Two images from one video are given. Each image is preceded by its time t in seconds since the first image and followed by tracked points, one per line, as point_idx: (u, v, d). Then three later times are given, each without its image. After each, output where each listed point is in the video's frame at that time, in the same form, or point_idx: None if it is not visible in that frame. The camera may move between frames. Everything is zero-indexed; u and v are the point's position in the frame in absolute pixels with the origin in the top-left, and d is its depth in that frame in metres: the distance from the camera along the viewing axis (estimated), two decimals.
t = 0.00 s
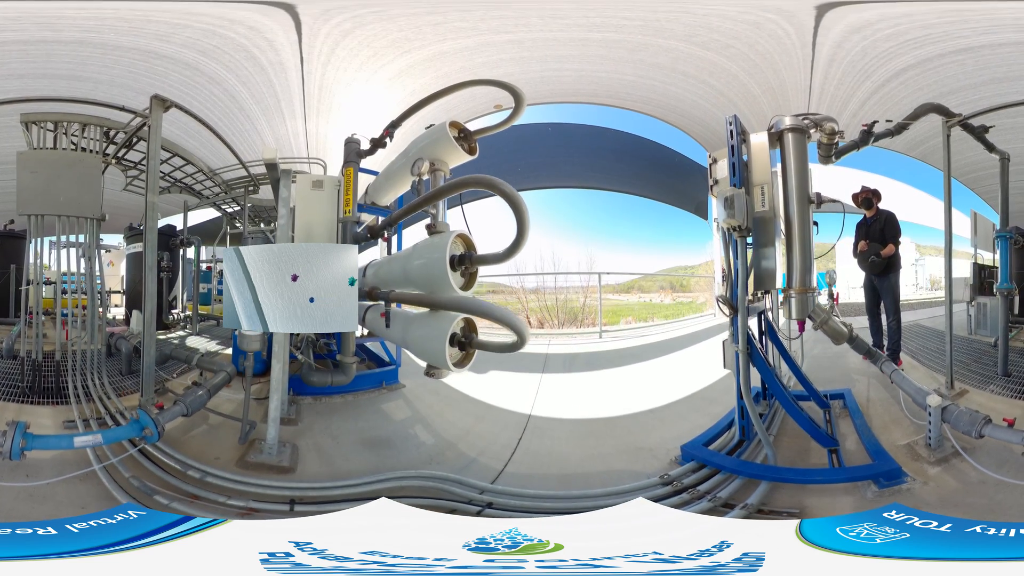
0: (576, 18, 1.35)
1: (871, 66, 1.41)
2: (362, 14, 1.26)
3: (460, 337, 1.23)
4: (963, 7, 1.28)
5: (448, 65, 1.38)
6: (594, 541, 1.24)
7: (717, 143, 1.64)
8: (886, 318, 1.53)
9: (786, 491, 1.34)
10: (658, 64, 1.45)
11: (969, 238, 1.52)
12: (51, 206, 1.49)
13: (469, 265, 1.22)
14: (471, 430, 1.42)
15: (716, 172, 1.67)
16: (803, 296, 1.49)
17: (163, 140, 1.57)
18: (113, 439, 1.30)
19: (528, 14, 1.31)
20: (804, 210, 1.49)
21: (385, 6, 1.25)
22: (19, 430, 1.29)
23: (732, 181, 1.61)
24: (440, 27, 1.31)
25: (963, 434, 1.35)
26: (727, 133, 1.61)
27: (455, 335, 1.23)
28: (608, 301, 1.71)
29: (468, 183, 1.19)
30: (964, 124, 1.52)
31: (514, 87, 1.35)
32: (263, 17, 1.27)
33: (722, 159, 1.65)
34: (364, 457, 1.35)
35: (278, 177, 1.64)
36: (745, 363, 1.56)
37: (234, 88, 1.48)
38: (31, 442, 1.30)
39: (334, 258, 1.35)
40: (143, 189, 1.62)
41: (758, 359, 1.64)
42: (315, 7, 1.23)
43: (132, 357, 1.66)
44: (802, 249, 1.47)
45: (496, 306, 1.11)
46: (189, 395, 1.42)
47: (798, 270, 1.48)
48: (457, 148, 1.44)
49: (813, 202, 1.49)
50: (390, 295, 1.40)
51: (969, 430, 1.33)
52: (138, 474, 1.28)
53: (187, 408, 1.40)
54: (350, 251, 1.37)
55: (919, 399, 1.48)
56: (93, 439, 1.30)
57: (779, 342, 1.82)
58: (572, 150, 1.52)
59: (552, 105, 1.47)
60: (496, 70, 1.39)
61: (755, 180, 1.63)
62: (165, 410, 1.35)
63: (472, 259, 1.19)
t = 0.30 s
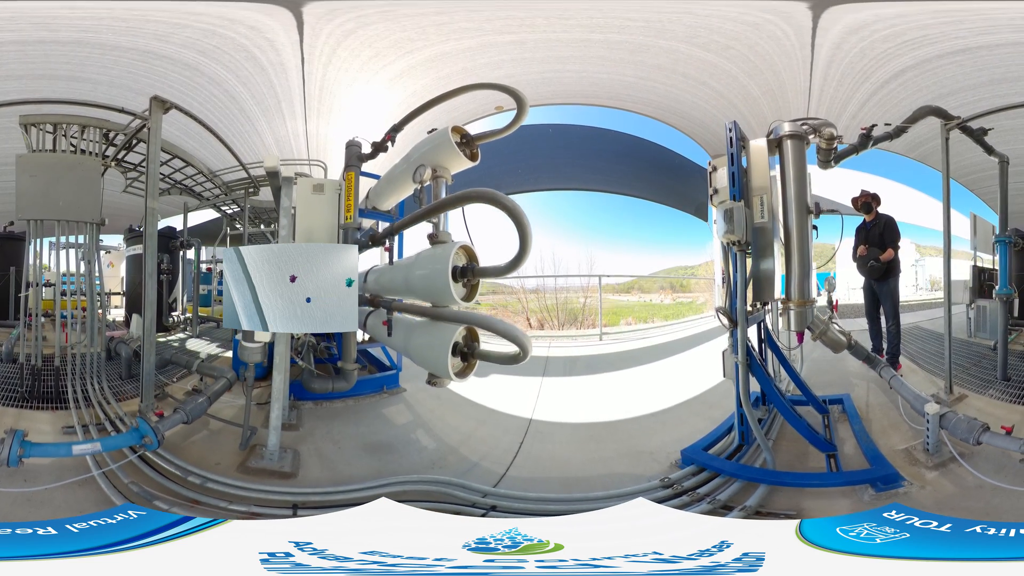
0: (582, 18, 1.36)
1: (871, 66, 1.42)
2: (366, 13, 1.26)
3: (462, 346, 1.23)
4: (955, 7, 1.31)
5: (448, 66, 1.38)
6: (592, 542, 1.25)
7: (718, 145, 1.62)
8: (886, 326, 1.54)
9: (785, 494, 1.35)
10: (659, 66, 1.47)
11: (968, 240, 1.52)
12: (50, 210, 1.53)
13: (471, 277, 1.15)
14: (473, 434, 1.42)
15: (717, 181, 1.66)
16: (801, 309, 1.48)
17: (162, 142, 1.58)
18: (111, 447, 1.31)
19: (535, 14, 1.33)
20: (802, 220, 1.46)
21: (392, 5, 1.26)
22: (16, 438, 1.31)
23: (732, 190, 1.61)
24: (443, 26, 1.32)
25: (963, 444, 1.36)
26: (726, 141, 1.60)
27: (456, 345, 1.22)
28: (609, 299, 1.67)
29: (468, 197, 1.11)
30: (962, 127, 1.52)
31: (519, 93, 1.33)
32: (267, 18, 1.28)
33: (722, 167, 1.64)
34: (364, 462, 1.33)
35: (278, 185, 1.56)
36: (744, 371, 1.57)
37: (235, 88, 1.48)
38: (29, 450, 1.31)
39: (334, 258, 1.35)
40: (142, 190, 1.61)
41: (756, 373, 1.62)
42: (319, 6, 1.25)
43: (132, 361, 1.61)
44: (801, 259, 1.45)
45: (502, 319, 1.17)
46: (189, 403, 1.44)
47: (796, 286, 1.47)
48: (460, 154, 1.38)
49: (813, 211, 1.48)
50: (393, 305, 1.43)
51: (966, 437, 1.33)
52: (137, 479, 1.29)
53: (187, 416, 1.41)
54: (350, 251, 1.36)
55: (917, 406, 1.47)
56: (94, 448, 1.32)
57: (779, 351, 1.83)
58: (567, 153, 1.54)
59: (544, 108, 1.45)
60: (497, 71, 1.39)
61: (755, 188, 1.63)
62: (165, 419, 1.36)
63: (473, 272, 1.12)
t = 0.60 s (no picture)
0: (584, 19, 1.33)
1: (871, 67, 1.40)
2: (368, 13, 1.23)
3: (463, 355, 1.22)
4: (954, 7, 1.26)
5: (449, 67, 1.38)
6: (592, 543, 1.24)
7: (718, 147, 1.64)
8: (886, 329, 1.61)
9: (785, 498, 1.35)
10: (657, 67, 1.44)
11: (967, 240, 1.53)
12: (51, 214, 1.51)
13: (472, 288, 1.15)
14: (473, 438, 1.45)
15: (716, 189, 1.67)
16: (801, 322, 1.50)
17: (162, 143, 1.57)
18: (109, 453, 1.29)
19: (539, 14, 1.30)
20: (801, 228, 1.51)
21: (394, 6, 1.23)
22: (15, 444, 1.29)
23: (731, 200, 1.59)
24: (445, 28, 1.30)
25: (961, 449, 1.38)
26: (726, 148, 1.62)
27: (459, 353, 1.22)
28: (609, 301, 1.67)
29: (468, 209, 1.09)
30: (962, 129, 1.54)
31: (520, 95, 1.32)
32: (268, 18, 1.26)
33: (722, 174, 1.65)
34: (365, 465, 1.34)
35: (280, 193, 1.59)
36: (744, 380, 1.53)
37: (235, 89, 1.49)
38: (27, 456, 1.29)
39: (334, 258, 1.35)
40: (142, 193, 1.60)
41: (757, 383, 1.61)
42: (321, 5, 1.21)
43: (131, 365, 1.63)
44: (800, 269, 1.49)
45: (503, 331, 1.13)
46: (189, 408, 1.40)
47: (795, 293, 1.50)
48: (460, 160, 1.37)
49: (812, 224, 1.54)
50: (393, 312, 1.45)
51: (966, 443, 1.33)
52: (136, 483, 1.29)
53: (186, 422, 1.38)
54: (350, 251, 1.36)
55: (917, 411, 1.48)
56: (93, 455, 1.29)
57: (779, 358, 1.77)
58: (569, 158, 1.56)
59: (551, 109, 1.46)
60: (498, 72, 1.39)
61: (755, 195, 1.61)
62: (164, 425, 1.32)
63: (476, 283, 1.12)
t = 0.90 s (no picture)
0: (586, 18, 1.40)
1: (870, 69, 1.44)
2: (368, 13, 1.31)
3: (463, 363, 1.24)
4: (954, 9, 1.31)
5: (445, 68, 1.43)
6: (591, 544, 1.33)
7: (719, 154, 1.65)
8: (885, 334, 1.53)
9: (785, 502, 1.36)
10: (659, 67, 1.50)
11: (967, 240, 1.53)
12: (49, 218, 1.52)
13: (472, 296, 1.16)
14: (473, 442, 1.39)
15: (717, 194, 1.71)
16: (801, 330, 1.52)
17: (162, 145, 1.56)
18: (110, 457, 1.32)
19: (540, 14, 1.37)
20: (801, 236, 1.50)
21: (392, 6, 1.30)
22: (14, 449, 1.34)
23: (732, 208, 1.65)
24: (444, 28, 1.37)
25: (960, 451, 1.37)
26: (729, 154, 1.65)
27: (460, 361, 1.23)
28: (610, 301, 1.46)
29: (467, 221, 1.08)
30: (962, 132, 1.53)
31: (519, 99, 1.32)
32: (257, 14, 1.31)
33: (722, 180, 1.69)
34: (364, 469, 1.31)
35: (278, 201, 1.54)
36: (744, 390, 1.64)
37: (234, 90, 1.51)
38: (26, 460, 1.35)
39: (334, 258, 1.34)
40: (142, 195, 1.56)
41: (756, 388, 1.68)
42: (319, 6, 1.27)
43: (130, 367, 1.59)
44: (799, 277, 1.52)
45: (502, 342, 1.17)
46: (187, 412, 1.40)
47: (795, 301, 1.53)
48: (461, 163, 1.35)
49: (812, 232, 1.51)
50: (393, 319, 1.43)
51: (966, 446, 1.36)
52: (135, 486, 1.30)
53: (184, 425, 1.38)
54: (349, 251, 1.34)
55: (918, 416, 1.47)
56: (92, 458, 1.32)
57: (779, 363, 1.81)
58: (568, 154, 1.54)
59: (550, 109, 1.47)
60: (499, 73, 1.43)
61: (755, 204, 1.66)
62: (163, 429, 1.36)
63: (477, 292, 1.14)
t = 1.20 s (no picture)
0: (588, 18, 1.38)
1: (871, 69, 1.44)
2: (365, 13, 1.29)
3: (463, 368, 1.23)
4: (954, 9, 1.29)
5: (447, 67, 1.44)
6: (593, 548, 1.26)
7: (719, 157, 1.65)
8: (886, 336, 1.57)
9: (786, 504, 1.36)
10: (659, 68, 1.50)
11: (966, 241, 1.54)
12: (49, 222, 1.51)
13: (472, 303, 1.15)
14: (473, 446, 1.42)
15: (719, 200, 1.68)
16: (803, 339, 1.50)
17: (161, 146, 1.56)
18: (110, 460, 1.32)
19: (541, 14, 1.35)
20: (804, 243, 1.49)
21: (390, 6, 1.28)
22: (14, 451, 1.34)
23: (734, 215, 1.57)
24: (444, 28, 1.36)
25: (960, 455, 1.35)
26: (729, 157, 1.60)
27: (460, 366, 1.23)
28: (610, 301, 1.56)
29: (467, 231, 1.05)
30: (963, 134, 1.54)
31: (519, 99, 1.30)
32: (259, 17, 1.31)
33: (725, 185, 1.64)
34: (365, 472, 1.32)
35: (277, 207, 1.51)
36: (747, 396, 1.51)
37: (233, 91, 1.51)
38: (26, 463, 1.34)
39: (334, 258, 1.34)
40: (142, 196, 1.61)
41: (759, 396, 1.60)
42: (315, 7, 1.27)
43: (131, 370, 1.60)
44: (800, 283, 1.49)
45: (502, 355, 1.18)
46: (186, 416, 1.39)
47: (797, 312, 1.49)
48: (461, 168, 1.33)
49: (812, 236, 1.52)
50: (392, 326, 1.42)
51: (967, 450, 1.33)
52: (133, 488, 1.29)
53: (182, 429, 1.37)
54: (350, 251, 1.35)
55: (918, 419, 1.47)
56: (90, 461, 1.33)
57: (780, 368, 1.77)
58: (570, 156, 1.57)
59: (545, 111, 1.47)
60: (498, 73, 1.45)
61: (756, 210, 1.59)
62: (162, 433, 1.36)
63: (476, 299, 1.13)
